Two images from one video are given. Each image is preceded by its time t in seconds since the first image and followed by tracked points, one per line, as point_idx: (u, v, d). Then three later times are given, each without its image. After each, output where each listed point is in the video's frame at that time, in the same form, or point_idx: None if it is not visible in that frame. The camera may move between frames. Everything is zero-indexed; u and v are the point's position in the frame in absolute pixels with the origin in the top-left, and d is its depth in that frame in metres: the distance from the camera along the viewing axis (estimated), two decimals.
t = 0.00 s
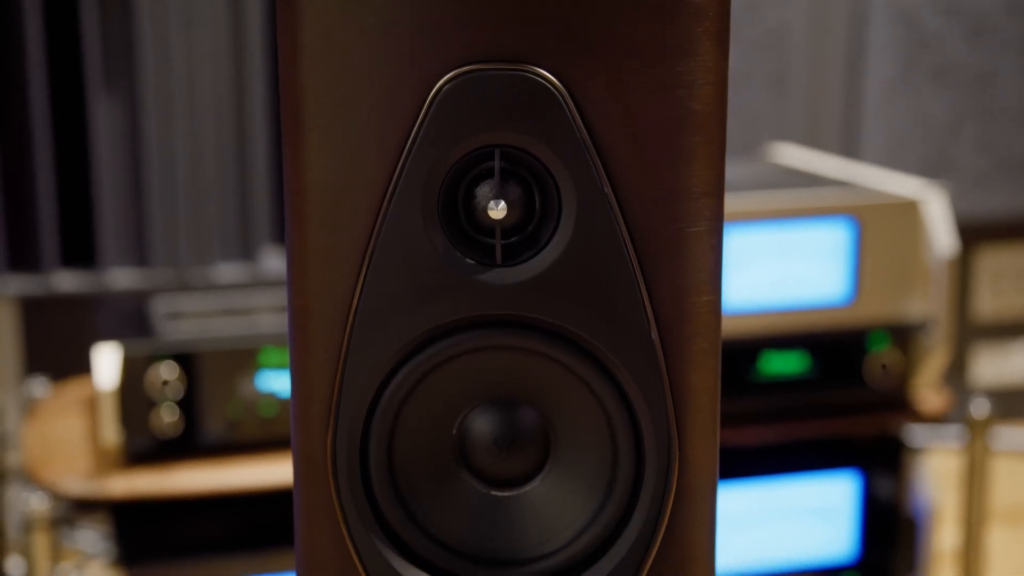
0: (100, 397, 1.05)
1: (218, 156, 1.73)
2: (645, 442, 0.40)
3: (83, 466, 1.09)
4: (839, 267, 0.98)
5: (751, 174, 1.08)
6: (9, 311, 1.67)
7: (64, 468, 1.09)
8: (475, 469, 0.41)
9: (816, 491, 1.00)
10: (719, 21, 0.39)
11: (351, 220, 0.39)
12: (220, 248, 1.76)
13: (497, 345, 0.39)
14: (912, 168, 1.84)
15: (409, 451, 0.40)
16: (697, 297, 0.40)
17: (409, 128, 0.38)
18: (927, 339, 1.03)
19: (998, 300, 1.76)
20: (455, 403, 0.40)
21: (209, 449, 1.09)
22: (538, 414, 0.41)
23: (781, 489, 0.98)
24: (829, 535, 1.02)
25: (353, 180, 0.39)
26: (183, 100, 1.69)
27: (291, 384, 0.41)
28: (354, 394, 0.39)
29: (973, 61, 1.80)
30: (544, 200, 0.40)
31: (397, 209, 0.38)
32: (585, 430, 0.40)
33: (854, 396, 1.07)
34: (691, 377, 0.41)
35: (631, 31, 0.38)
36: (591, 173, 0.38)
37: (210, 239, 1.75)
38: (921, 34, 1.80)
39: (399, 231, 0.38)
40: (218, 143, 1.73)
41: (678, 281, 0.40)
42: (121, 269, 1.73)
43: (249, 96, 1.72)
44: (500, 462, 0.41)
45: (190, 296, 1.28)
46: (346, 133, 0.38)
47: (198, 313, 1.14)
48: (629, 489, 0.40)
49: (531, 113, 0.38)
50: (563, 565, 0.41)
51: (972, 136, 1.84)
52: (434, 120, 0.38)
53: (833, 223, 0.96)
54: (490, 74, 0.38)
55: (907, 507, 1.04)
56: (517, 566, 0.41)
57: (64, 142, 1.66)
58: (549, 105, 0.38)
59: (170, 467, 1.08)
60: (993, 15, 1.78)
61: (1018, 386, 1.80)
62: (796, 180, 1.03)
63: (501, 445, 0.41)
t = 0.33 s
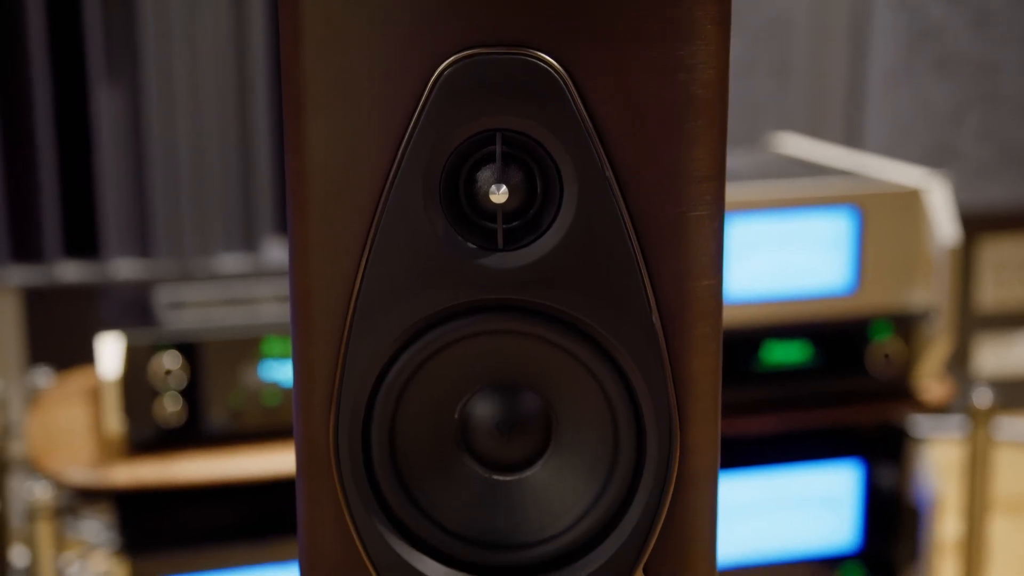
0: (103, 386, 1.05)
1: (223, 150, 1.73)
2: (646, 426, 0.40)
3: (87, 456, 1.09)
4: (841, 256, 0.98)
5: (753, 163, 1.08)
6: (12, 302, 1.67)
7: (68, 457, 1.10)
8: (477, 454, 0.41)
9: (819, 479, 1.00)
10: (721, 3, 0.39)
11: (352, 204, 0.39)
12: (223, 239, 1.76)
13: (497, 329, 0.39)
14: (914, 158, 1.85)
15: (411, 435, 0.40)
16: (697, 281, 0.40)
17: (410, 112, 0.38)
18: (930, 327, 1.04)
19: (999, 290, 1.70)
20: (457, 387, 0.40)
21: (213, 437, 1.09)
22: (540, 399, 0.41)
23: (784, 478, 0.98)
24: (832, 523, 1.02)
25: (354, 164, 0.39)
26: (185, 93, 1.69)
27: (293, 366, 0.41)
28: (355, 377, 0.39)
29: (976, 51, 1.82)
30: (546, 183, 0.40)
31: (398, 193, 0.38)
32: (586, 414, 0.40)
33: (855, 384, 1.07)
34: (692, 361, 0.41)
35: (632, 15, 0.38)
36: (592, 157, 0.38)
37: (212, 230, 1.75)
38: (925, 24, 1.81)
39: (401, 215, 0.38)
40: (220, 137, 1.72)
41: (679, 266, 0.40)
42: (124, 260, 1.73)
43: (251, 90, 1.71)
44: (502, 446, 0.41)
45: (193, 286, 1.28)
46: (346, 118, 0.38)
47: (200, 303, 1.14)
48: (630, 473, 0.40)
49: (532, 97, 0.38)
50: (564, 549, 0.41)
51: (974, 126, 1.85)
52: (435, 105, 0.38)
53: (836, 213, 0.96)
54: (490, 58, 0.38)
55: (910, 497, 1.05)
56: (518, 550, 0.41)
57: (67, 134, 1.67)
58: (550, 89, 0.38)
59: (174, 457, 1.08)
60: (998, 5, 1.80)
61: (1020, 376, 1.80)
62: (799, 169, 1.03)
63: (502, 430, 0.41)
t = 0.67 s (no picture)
0: (106, 376, 1.05)
1: (226, 144, 1.72)
2: (648, 413, 0.40)
3: (90, 445, 1.10)
4: (844, 248, 0.98)
5: (756, 154, 1.08)
6: (15, 294, 1.66)
7: (71, 447, 1.10)
8: (479, 440, 0.41)
9: (822, 471, 1.00)
10: None
11: (353, 190, 0.39)
12: (226, 231, 1.76)
13: (499, 315, 0.39)
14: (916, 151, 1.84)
15: (413, 422, 0.40)
16: (698, 268, 0.40)
17: (411, 100, 0.38)
18: (932, 319, 1.04)
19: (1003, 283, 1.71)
20: (459, 374, 0.40)
21: (215, 428, 1.09)
22: (541, 385, 0.41)
23: (786, 470, 0.98)
24: (834, 514, 1.03)
25: (355, 151, 0.39)
26: (188, 86, 1.69)
27: (296, 352, 0.41)
28: (357, 363, 0.39)
29: (980, 41, 1.80)
30: (547, 169, 0.40)
31: (400, 179, 0.38)
32: (587, 401, 0.41)
33: (857, 376, 1.07)
34: (693, 347, 0.41)
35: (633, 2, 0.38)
36: (594, 145, 0.38)
37: (215, 223, 1.75)
38: (927, 16, 1.79)
39: (402, 202, 0.38)
40: (223, 131, 1.72)
41: (681, 252, 0.40)
42: (127, 251, 1.73)
43: (254, 84, 1.71)
44: (503, 432, 0.41)
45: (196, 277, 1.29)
46: (348, 104, 0.38)
47: (203, 295, 1.14)
48: (632, 459, 0.40)
49: (533, 84, 0.38)
50: (566, 535, 0.41)
51: (978, 118, 1.83)
52: (436, 91, 0.38)
53: (839, 204, 0.96)
54: (492, 45, 0.38)
55: (911, 487, 1.04)
56: (520, 536, 0.41)
57: (70, 128, 1.67)
58: (552, 76, 0.38)
59: (177, 447, 1.08)
60: None
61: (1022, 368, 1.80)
62: (802, 160, 1.03)
63: (504, 417, 0.41)
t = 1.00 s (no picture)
0: (109, 369, 1.05)
1: (230, 139, 1.73)
2: (650, 402, 0.40)
3: (94, 437, 1.10)
4: (847, 241, 0.98)
5: (756, 148, 1.08)
6: (20, 287, 1.68)
7: (75, 439, 1.10)
8: (481, 429, 0.41)
9: (826, 465, 1.00)
10: None
11: (356, 179, 0.39)
12: (230, 224, 1.76)
13: (501, 304, 0.39)
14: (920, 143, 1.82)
15: (414, 412, 0.40)
16: (700, 258, 0.40)
17: (413, 88, 0.38)
18: (936, 312, 1.03)
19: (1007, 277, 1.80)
20: (462, 363, 0.40)
21: (219, 421, 1.09)
22: (543, 374, 0.41)
23: (790, 464, 0.98)
24: (838, 508, 1.03)
25: (357, 140, 0.39)
26: (192, 80, 1.69)
27: (298, 342, 0.41)
28: (359, 352, 0.39)
29: (984, 33, 1.79)
30: (549, 158, 0.40)
31: (401, 168, 0.38)
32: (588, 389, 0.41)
33: (859, 370, 1.06)
34: (696, 337, 0.41)
35: None
36: (596, 134, 0.38)
37: (219, 217, 1.75)
38: (930, 8, 1.78)
39: (404, 190, 0.38)
40: (227, 125, 1.72)
41: (682, 241, 0.40)
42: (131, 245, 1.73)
43: (258, 77, 1.71)
44: (505, 421, 0.41)
45: (198, 270, 1.29)
46: (350, 93, 0.38)
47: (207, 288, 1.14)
48: (634, 446, 0.40)
49: (535, 73, 0.38)
50: (569, 524, 0.41)
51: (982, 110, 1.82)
52: (438, 80, 0.38)
53: (843, 197, 0.96)
54: (493, 34, 0.38)
55: (914, 482, 1.04)
56: (522, 525, 0.41)
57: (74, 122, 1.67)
58: (554, 64, 0.38)
59: (181, 439, 1.08)
60: None
61: None
62: (806, 154, 1.03)
63: (506, 406, 0.41)
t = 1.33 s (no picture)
0: (114, 360, 1.05)
1: (234, 132, 1.72)
2: (651, 387, 0.40)
3: (99, 427, 1.10)
4: (852, 232, 0.97)
5: (758, 139, 1.08)
6: (24, 278, 1.68)
7: (79, 429, 1.10)
8: (482, 416, 0.41)
9: (829, 455, 1.01)
10: None
11: (357, 165, 0.39)
12: (234, 215, 1.75)
13: (503, 290, 0.39)
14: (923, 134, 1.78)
15: (417, 398, 0.40)
16: (703, 244, 0.40)
17: (415, 75, 0.38)
18: (941, 304, 1.03)
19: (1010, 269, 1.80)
20: (464, 349, 0.40)
21: (223, 410, 1.09)
22: (545, 360, 0.41)
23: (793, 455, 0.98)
24: (841, 500, 1.03)
25: (358, 125, 0.39)
26: (197, 69, 1.69)
27: (300, 329, 0.41)
28: (361, 338, 0.40)
29: (990, 26, 1.74)
30: (552, 144, 0.40)
31: (403, 153, 0.38)
32: (590, 376, 0.41)
33: (864, 361, 1.05)
34: (699, 323, 0.41)
35: None
36: (599, 121, 0.38)
37: (223, 209, 1.74)
38: None
39: (406, 176, 0.38)
40: (231, 116, 1.71)
41: (684, 228, 0.40)
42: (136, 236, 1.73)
43: (263, 68, 1.71)
44: (507, 407, 0.41)
45: (202, 260, 1.29)
46: (352, 80, 0.38)
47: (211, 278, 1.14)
48: (636, 431, 0.40)
49: (537, 59, 0.38)
50: (572, 509, 0.41)
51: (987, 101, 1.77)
52: (439, 67, 0.38)
53: (846, 188, 0.96)
54: (495, 20, 0.38)
55: (919, 474, 1.06)
56: (524, 511, 0.41)
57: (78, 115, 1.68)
58: (555, 50, 0.38)
59: (185, 429, 1.08)
60: None
61: None
62: (809, 144, 1.03)
63: (508, 392, 0.41)
